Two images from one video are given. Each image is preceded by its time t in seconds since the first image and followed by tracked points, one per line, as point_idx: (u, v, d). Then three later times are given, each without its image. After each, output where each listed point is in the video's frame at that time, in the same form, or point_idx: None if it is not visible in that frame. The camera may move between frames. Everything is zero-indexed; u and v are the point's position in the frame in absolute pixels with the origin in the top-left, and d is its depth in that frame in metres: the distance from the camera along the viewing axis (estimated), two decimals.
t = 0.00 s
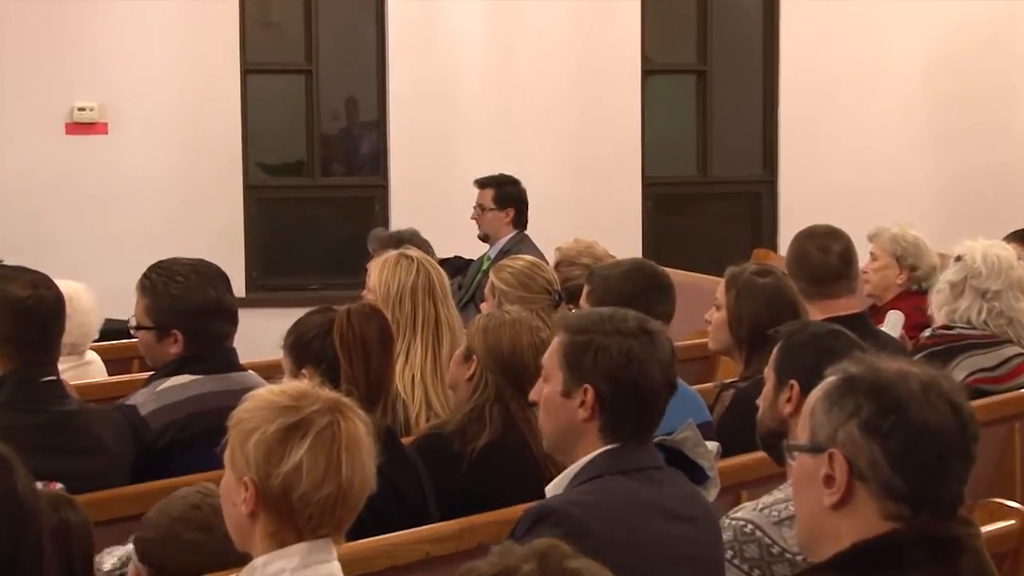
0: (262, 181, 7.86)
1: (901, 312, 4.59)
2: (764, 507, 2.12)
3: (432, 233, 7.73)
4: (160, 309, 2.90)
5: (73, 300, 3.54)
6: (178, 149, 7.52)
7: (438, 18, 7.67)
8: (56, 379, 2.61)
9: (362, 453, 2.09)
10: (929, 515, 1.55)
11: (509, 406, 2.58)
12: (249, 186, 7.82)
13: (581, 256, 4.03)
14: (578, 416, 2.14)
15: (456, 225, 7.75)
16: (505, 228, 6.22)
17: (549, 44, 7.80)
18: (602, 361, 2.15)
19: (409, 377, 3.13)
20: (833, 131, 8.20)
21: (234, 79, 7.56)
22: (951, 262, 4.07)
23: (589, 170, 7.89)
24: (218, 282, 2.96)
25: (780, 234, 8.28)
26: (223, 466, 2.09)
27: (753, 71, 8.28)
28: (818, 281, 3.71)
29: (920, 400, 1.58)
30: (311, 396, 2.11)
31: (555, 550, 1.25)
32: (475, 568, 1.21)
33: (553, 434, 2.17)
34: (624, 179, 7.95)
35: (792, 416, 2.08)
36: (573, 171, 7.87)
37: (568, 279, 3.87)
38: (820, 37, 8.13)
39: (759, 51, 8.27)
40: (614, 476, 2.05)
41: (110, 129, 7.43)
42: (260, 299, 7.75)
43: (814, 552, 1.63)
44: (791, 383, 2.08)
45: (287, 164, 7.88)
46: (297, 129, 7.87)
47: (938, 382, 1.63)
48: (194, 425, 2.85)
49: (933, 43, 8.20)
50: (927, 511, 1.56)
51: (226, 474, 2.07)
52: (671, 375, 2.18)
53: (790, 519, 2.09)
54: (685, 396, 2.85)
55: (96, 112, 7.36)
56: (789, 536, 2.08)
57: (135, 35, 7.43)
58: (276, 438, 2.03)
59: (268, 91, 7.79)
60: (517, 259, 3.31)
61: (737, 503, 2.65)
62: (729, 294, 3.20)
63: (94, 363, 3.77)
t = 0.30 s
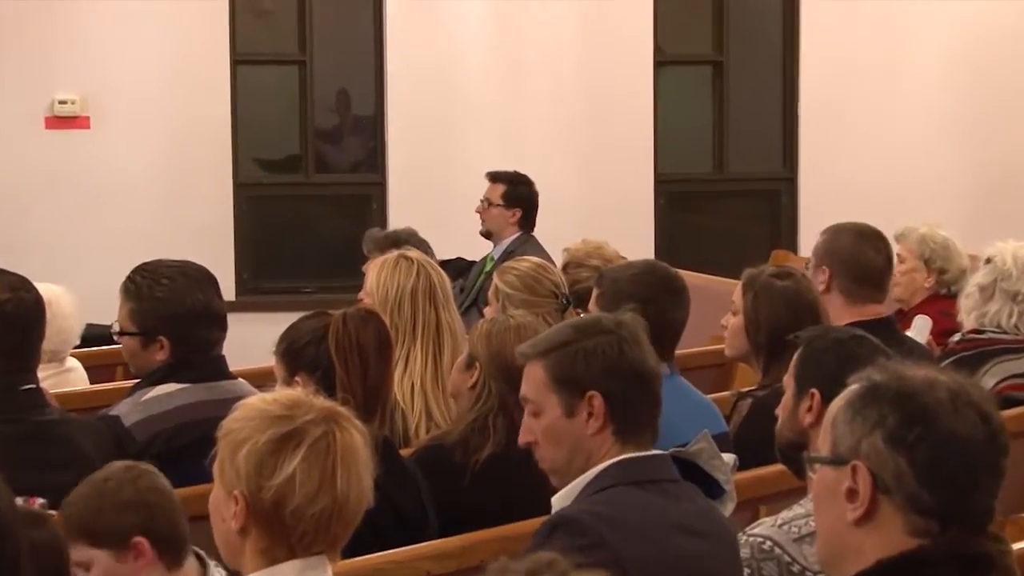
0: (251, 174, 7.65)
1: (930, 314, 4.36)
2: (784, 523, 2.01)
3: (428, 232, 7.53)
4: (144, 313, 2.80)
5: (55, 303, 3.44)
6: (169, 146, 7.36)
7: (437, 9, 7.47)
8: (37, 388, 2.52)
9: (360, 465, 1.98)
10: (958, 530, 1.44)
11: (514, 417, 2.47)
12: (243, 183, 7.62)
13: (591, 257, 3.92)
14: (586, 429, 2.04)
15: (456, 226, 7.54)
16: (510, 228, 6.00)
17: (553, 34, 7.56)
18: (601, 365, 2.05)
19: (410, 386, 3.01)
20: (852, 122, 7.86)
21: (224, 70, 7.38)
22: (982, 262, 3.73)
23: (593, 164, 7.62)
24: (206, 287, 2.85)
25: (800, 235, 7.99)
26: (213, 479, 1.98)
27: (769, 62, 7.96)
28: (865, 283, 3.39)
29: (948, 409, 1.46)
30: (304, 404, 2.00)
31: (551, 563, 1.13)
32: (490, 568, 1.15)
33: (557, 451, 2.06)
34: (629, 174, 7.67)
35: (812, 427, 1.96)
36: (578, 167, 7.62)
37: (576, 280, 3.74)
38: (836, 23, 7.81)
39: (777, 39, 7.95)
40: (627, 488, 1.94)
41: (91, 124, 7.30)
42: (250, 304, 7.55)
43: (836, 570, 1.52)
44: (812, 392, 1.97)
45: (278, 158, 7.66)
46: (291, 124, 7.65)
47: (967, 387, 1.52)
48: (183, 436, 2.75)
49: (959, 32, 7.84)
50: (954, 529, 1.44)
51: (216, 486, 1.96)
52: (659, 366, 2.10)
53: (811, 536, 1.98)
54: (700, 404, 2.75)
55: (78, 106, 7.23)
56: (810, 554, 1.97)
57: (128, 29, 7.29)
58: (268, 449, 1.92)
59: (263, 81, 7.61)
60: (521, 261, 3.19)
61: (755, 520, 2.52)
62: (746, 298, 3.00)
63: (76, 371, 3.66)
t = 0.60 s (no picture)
0: (246, 172, 7.41)
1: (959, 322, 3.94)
2: (803, 541, 1.89)
3: (429, 233, 7.32)
4: (127, 317, 2.65)
5: (29, 309, 3.36)
6: (163, 145, 7.14)
7: None
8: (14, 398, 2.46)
9: (354, 480, 1.87)
10: (987, 549, 1.31)
11: (518, 428, 2.35)
12: (230, 189, 7.37)
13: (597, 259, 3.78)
14: (589, 440, 1.93)
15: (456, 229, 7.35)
16: (508, 229, 5.77)
17: (557, 25, 7.39)
18: (607, 370, 1.94)
19: (406, 395, 2.89)
20: (862, 118, 7.72)
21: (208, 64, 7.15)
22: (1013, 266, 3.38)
23: (598, 159, 7.46)
24: (194, 291, 2.70)
25: (818, 239, 7.80)
26: (199, 496, 1.87)
27: (780, 58, 7.77)
28: (898, 286, 3.08)
29: (976, 422, 1.35)
30: (296, 415, 1.89)
31: None
32: None
33: (561, 465, 1.96)
34: (635, 170, 7.52)
35: (832, 439, 1.85)
36: (583, 163, 7.45)
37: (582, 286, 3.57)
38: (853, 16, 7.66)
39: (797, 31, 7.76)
40: (634, 504, 1.83)
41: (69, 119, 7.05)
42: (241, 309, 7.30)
43: None
44: (834, 402, 1.87)
45: (273, 153, 7.43)
46: (284, 117, 7.41)
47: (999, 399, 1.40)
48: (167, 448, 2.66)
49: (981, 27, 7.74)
50: (984, 547, 1.32)
51: (202, 503, 1.85)
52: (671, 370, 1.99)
53: (831, 556, 1.86)
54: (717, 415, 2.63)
55: (54, 100, 6.98)
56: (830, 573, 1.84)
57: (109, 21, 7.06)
58: (257, 463, 1.81)
59: (250, 73, 7.36)
60: (525, 264, 3.05)
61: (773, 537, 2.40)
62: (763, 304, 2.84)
63: (53, 380, 3.56)
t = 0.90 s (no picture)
0: (222, 173, 6.80)
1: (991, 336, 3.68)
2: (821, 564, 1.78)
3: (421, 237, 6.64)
4: (104, 324, 2.49)
5: (1, 316, 3.28)
6: (147, 138, 6.52)
7: None
8: None
9: (345, 498, 1.76)
10: None
11: (518, 442, 2.28)
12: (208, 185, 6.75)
13: (604, 263, 3.57)
14: (597, 443, 1.82)
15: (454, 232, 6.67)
16: (510, 230, 5.28)
17: (566, 9, 6.70)
18: (632, 378, 1.81)
19: (401, 405, 2.78)
20: (894, 115, 7.00)
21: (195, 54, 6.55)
22: None
23: (608, 155, 6.76)
24: (177, 296, 2.54)
25: (839, 242, 7.12)
26: (182, 514, 1.76)
27: (801, 47, 7.12)
28: (923, 293, 2.94)
29: (1009, 435, 1.23)
30: (285, 430, 1.78)
31: None
32: None
33: (569, 463, 1.85)
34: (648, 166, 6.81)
35: (854, 454, 1.75)
36: (587, 161, 6.74)
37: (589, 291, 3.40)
38: None
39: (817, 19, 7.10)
40: (647, 523, 1.73)
41: (45, 115, 6.44)
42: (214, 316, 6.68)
43: None
44: (853, 416, 1.76)
45: (254, 150, 6.83)
46: (266, 108, 6.80)
47: None
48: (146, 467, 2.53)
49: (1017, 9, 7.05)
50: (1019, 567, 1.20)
51: (187, 522, 1.74)
52: (710, 396, 1.83)
53: None
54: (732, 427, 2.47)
55: (29, 94, 6.38)
56: None
57: (87, 7, 6.47)
58: (243, 479, 1.70)
59: (231, 64, 6.76)
60: (529, 269, 2.95)
61: (791, 560, 2.29)
62: (779, 311, 2.68)
63: (25, 394, 3.46)
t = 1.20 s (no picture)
0: (210, 172, 6.55)
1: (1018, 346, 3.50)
2: None
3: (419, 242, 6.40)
4: (81, 333, 2.38)
5: None
6: (116, 137, 6.29)
7: None
8: None
9: (336, 519, 1.65)
10: None
11: (521, 458, 2.18)
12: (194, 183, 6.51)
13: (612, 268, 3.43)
14: (613, 453, 1.71)
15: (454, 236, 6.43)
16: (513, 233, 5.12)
17: (568, 4, 6.44)
18: (658, 394, 1.70)
19: (397, 419, 2.67)
20: (917, 109, 6.69)
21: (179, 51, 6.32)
22: None
23: (614, 153, 6.50)
24: (158, 304, 2.44)
25: (862, 246, 6.82)
26: (165, 533, 1.65)
27: (820, 38, 6.80)
28: (950, 302, 2.84)
29: None
30: (274, 445, 1.68)
31: None
32: None
33: (586, 468, 1.75)
34: (655, 164, 6.54)
35: (878, 472, 1.65)
36: (597, 160, 6.49)
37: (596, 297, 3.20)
38: None
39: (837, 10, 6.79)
40: (660, 552, 1.65)
41: (23, 112, 6.24)
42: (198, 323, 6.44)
43: None
44: (878, 430, 1.65)
45: (241, 149, 6.58)
46: (256, 105, 6.56)
47: None
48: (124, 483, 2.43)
49: None
50: None
51: (170, 542, 1.63)
52: (743, 430, 1.71)
53: None
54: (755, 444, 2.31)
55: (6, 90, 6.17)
56: None
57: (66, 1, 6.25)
58: (230, 497, 1.60)
59: (216, 55, 6.51)
60: (532, 274, 2.84)
61: None
62: (798, 319, 2.57)
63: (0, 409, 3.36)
